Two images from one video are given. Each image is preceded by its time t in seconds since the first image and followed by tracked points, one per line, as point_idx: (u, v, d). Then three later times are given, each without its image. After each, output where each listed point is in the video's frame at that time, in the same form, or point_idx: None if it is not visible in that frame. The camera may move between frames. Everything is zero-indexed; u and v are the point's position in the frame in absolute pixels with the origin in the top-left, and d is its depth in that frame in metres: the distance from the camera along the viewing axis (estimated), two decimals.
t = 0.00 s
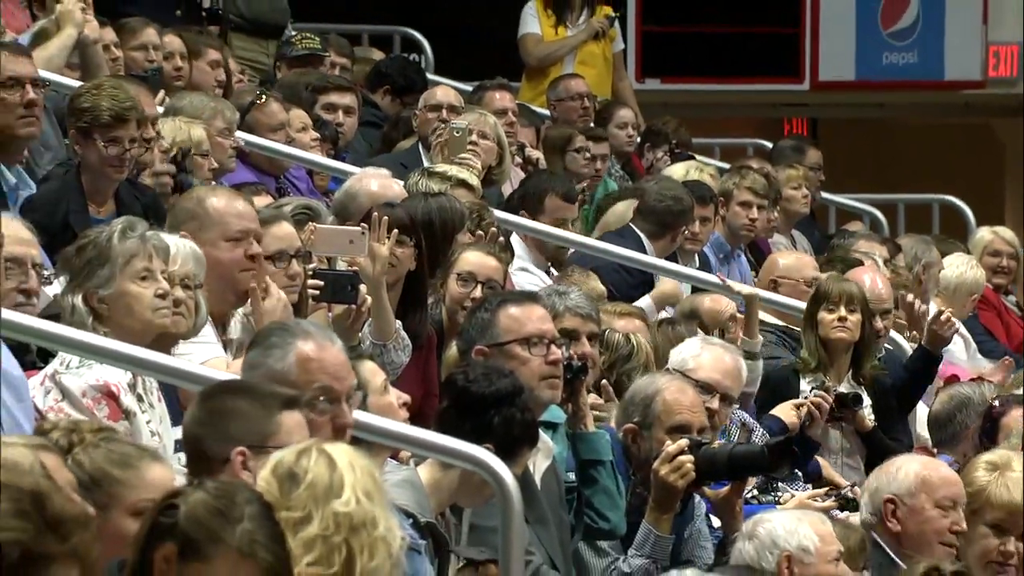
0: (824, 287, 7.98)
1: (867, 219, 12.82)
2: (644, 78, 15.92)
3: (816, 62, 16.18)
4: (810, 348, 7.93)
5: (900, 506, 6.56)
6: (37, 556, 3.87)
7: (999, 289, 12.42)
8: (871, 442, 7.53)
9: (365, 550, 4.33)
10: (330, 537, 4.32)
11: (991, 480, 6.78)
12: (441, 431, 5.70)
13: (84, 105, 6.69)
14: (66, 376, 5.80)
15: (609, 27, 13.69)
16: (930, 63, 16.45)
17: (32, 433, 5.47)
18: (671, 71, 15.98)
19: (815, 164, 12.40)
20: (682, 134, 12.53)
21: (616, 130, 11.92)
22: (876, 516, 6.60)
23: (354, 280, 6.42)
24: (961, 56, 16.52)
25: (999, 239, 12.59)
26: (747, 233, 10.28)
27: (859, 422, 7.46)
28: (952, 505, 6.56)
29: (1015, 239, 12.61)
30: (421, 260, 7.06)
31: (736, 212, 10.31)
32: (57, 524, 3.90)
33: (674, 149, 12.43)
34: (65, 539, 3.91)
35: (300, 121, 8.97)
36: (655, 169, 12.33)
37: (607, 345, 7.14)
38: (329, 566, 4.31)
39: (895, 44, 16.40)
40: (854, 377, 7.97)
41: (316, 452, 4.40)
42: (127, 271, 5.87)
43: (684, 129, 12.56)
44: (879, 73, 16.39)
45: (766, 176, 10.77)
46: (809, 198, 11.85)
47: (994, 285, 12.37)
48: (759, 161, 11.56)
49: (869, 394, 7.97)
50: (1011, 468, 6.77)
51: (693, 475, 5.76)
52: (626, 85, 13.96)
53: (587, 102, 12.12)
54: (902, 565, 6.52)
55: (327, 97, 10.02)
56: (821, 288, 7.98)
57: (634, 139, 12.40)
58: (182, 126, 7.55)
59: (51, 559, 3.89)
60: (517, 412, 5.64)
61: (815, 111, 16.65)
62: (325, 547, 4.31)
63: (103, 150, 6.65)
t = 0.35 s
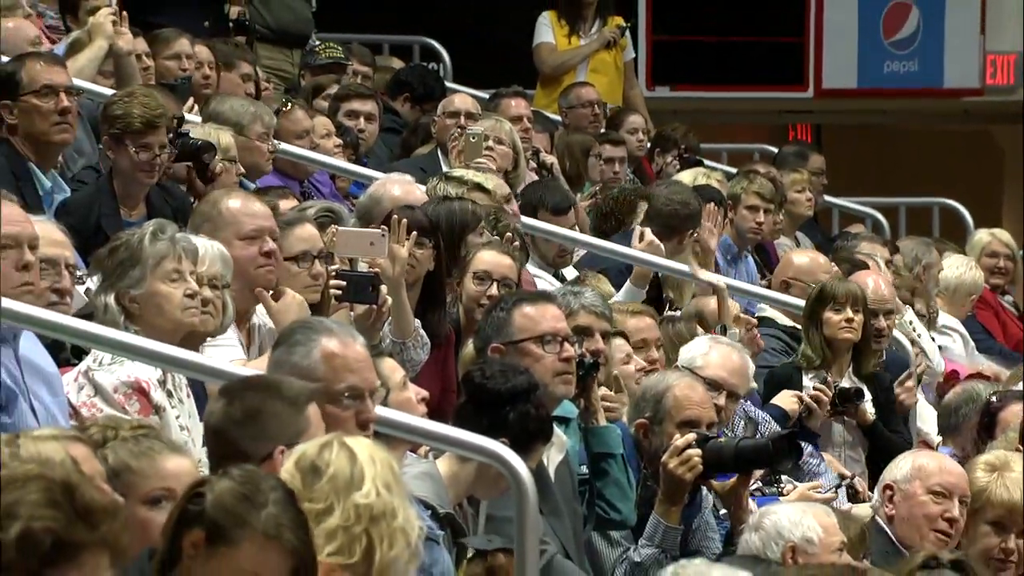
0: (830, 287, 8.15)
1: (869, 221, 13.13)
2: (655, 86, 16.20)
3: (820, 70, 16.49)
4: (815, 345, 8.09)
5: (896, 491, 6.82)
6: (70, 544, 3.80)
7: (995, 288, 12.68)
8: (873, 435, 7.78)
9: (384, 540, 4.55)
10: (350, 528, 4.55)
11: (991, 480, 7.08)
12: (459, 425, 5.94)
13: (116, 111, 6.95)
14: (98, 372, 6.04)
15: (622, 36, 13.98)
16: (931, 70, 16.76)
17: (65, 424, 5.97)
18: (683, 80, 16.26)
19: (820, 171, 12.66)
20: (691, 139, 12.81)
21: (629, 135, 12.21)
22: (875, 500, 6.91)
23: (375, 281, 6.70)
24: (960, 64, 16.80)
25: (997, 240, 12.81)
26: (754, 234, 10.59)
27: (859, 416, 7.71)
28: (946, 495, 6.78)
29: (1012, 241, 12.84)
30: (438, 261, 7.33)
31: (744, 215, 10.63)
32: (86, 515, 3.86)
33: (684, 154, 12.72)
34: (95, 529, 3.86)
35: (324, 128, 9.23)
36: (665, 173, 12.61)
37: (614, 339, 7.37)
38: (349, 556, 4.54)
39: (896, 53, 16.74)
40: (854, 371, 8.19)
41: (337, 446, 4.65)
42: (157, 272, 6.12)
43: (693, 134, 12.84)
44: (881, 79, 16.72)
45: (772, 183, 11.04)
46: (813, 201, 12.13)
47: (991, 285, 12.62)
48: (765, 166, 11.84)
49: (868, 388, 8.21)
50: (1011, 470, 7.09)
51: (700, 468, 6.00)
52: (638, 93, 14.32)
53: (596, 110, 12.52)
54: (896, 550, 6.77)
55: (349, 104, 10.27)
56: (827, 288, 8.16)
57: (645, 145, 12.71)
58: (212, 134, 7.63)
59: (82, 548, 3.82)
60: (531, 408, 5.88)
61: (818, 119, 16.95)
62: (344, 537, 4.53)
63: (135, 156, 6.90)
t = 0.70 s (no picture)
0: (829, 288, 8.40)
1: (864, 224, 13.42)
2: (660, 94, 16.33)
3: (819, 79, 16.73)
4: (815, 344, 8.32)
5: (889, 485, 7.09)
6: (93, 532, 4.23)
7: (989, 289, 12.96)
8: (870, 431, 8.03)
9: (397, 531, 4.79)
10: (365, 519, 4.78)
11: (991, 479, 6.90)
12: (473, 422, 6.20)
13: (142, 120, 7.23)
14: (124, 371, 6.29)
15: (626, 47, 14.63)
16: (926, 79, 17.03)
17: (93, 421, 6.23)
18: (686, 87, 16.35)
19: (820, 175, 12.95)
20: (694, 145, 13.11)
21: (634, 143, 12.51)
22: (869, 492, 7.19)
23: (390, 282, 6.91)
24: (956, 75, 17.08)
25: (989, 243, 13.09)
26: (755, 239, 10.92)
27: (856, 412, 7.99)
28: (937, 488, 7.04)
29: (1005, 244, 13.10)
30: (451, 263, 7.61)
31: (746, 220, 10.88)
32: (109, 504, 4.28)
33: (687, 159, 13.03)
34: (118, 515, 4.28)
35: (341, 135, 9.50)
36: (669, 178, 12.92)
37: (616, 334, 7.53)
38: (364, 546, 4.77)
39: (893, 62, 17.03)
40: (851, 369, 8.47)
41: (353, 440, 4.88)
42: (180, 274, 6.37)
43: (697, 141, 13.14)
44: (877, 87, 17.01)
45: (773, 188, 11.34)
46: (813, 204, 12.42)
47: (984, 286, 12.90)
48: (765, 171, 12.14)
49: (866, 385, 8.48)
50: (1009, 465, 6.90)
51: (703, 460, 6.31)
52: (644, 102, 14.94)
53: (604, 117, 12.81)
54: (890, 541, 7.02)
55: (365, 112, 10.54)
56: (826, 288, 8.40)
57: (650, 150, 13.03)
58: (235, 142, 7.91)
59: (105, 535, 4.26)
60: (542, 405, 6.13)
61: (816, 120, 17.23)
62: (359, 529, 4.77)
63: (160, 162, 7.17)
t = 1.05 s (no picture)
0: (832, 288, 8.67)
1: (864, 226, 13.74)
2: (669, 102, 16.69)
3: (822, 88, 17.11)
4: (818, 342, 8.65)
5: (887, 479, 7.33)
6: (125, 522, 4.33)
7: (986, 289, 13.27)
8: (871, 426, 8.29)
9: (406, 519, 4.93)
10: (376, 508, 4.93)
11: (985, 470, 7.40)
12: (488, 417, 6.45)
13: (168, 126, 7.50)
14: (153, 367, 6.57)
15: (638, 56, 15.09)
16: (925, 87, 17.50)
17: (124, 416, 6.50)
18: (692, 95, 16.72)
19: (822, 180, 13.29)
20: (701, 151, 13.44)
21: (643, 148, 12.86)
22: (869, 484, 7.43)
23: (409, 282, 7.23)
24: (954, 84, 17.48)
25: (986, 245, 13.33)
26: (761, 240, 11.25)
27: (858, 407, 8.21)
28: (933, 481, 7.28)
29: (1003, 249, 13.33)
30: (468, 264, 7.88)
31: (752, 222, 11.22)
32: (139, 496, 4.37)
33: (695, 165, 13.37)
34: (148, 506, 4.38)
35: (362, 140, 9.77)
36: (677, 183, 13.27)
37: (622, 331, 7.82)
38: (379, 534, 4.93)
39: (893, 71, 17.50)
40: (854, 366, 8.75)
41: (364, 432, 5.01)
42: (207, 274, 6.64)
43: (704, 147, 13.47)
44: (877, 96, 17.46)
45: (779, 192, 11.65)
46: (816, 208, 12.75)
47: (981, 286, 13.22)
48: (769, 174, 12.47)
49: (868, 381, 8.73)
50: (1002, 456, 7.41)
51: (711, 453, 6.56)
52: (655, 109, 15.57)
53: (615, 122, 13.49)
54: (887, 532, 7.30)
55: (386, 118, 10.83)
56: (830, 289, 8.67)
57: (659, 155, 13.37)
58: (260, 149, 8.19)
59: (135, 525, 4.34)
60: (555, 400, 6.38)
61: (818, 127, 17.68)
62: (373, 519, 4.92)
63: (185, 166, 7.46)
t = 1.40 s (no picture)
0: (838, 287, 8.91)
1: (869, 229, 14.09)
2: (681, 109, 17.78)
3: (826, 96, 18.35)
4: (825, 342, 8.95)
5: (890, 473, 7.59)
6: (161, 515, 4.56)
7: (987, 290, 13.60)
8: (875, 422, 8.50)
9: (424, 510, 5.01)
10: (396, 499, 5.02)
11: (992, 473, 7.79)
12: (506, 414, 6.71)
13: (197, 132, 7.81)
14: (184, 365, 6.85)
15: (649, 65, 15.88)
16: (924, 98, 18.74)
17: (156, 413, 6.78)
18: (706, 103, 17.83)
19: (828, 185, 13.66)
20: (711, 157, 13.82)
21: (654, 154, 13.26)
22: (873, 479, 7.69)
23: (429, 282, 7.53)
24: (950, 91, 18.79)
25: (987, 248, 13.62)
26: (769, 241, 11.62)
27: (863, 404, 8.45)
28: (935, 474, 7.55)
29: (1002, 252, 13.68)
30: (487, 264, 8.18)
31: (759, 224, 11.58)
32: (175, 489, 4.61)
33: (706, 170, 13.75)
34: (182, 501, 4.61)
35: (384, 145, 10.07)
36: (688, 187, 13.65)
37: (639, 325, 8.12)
38: (399, 524, 5.01)
39: (894, 80, 18.73)
40: (860, 365, 9.02)
41: (384, 425, 5.09)
42: (236, 275, 6.90)
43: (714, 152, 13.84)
44: (879, 105, 18.72)
45: (785, 195, 12.00)
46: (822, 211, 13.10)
47: (982, 286, 13.55)
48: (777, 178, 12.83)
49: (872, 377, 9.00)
50: (1004, 456, 7.77)
51: (717, 446, 6.84)
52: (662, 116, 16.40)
53: (628, 130, 13.87)
54: (891, 524, 7.58)
55: (409, 124, 11.19)
56: (836, 288, 8.91)
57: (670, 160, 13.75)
58: (289, 155, 8.49)
59: (171, 518, 4.58)
60: (570, 396, 6.66)
61: (825, 138, 18.75)
62: (393, 512, 5.01)
63: (213, 170, 7.74)
